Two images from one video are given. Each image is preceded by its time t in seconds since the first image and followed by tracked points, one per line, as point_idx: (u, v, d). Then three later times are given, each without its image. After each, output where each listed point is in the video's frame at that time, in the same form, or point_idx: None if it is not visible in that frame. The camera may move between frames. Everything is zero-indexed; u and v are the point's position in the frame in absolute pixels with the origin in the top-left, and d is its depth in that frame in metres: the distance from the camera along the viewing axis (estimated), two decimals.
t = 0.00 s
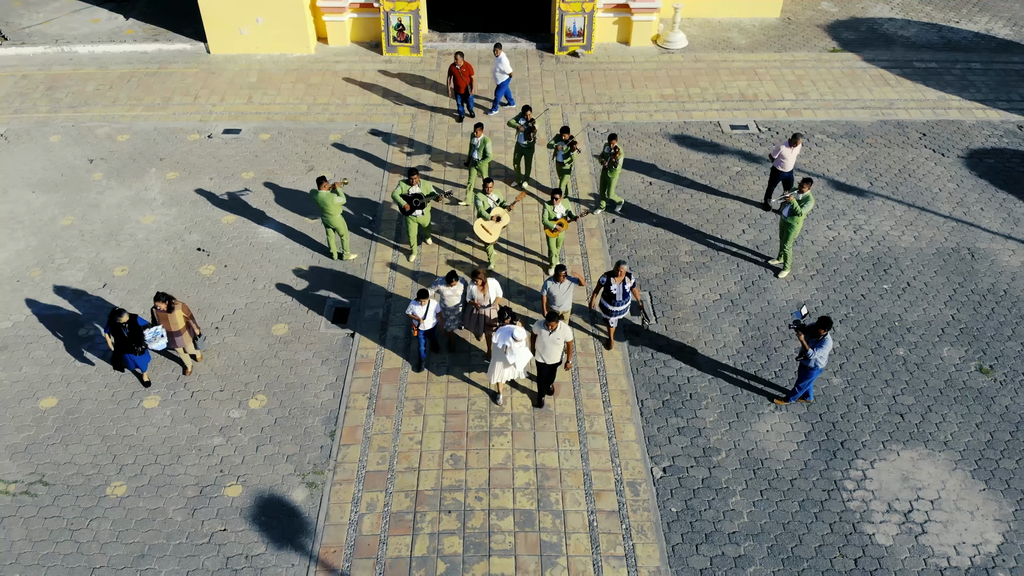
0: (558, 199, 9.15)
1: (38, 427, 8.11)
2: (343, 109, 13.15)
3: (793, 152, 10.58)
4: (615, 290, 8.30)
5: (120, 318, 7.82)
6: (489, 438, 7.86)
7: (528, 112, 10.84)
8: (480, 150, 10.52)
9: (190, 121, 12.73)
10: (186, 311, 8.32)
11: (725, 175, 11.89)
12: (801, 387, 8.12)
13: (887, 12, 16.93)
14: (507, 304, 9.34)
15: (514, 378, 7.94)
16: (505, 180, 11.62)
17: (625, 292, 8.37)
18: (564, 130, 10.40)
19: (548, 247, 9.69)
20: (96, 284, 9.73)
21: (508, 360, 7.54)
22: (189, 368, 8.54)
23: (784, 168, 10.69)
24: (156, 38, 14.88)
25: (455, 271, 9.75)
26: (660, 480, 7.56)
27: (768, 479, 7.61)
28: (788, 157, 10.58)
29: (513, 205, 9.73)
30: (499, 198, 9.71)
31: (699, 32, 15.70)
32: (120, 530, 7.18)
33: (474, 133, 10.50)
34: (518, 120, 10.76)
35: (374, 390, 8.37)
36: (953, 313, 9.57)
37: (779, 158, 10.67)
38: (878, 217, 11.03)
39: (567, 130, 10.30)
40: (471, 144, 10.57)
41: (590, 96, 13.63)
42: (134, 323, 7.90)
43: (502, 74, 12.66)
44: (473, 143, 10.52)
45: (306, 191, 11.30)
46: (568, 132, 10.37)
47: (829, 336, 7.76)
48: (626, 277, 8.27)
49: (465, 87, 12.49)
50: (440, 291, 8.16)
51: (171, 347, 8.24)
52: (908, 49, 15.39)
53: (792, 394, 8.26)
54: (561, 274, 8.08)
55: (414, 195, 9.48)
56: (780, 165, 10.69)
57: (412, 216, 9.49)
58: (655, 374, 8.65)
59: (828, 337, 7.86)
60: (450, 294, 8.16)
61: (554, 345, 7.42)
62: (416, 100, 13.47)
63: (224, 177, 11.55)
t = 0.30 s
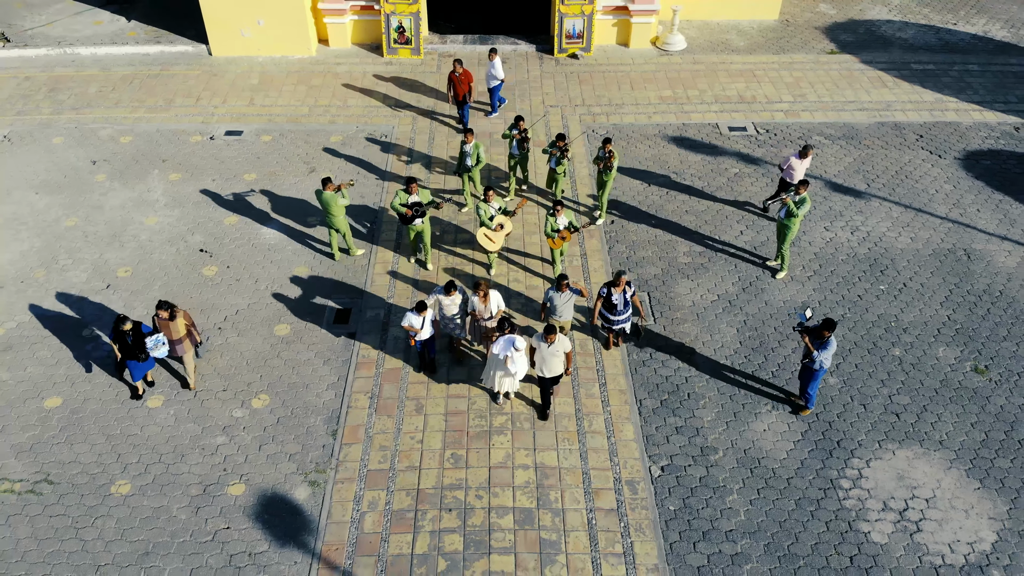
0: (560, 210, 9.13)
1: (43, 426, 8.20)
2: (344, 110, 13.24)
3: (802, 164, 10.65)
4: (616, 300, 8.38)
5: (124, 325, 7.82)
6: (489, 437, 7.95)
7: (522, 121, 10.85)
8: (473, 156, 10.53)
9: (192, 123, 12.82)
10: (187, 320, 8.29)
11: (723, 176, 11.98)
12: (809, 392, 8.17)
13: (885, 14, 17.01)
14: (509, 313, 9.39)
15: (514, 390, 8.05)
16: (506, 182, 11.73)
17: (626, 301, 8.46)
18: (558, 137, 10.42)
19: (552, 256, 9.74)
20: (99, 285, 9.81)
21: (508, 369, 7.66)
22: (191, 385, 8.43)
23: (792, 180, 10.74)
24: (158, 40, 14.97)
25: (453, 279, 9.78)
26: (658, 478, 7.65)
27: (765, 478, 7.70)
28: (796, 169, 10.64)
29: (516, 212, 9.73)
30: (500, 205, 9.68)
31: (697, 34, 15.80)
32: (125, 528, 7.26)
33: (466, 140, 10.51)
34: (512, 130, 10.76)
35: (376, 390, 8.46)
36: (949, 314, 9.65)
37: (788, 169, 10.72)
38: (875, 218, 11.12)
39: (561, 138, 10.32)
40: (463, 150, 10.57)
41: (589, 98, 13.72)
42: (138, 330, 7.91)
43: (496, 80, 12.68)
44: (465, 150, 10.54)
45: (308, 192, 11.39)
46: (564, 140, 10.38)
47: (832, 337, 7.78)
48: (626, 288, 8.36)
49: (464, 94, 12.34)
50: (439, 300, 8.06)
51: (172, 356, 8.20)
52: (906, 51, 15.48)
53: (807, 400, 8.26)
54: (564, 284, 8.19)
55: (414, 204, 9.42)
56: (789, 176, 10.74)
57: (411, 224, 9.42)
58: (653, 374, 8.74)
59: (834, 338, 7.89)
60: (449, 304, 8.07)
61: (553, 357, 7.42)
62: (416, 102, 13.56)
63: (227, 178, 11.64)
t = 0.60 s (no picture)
0: (563, 219, 9.05)
1: (49, 425, 8.30)
2: (345, 112, 13.34)
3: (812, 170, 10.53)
4: (621, 313, 8.27)
5: (125, 334, 7.84)
6: (490, 436, 8.05)
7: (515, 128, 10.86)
8: (467, 162, 10.57)
9: (195, 124, 12.92)
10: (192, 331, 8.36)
11: (722, 177, 12.08)
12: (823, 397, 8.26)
13: (883, 16, 17.12)
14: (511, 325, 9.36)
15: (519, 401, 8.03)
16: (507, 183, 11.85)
17: (631, 314, 8.34)
18: (551, 143, 10.52)
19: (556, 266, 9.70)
20: (104, 285, 9.92)
21: (513, 380, 7.67)
22: (191, 394, 8.43)
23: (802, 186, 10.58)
24: (161, 42, 15.07)
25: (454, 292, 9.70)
26: (657, 476, 7.75)
27: (763, 476, 7.80)
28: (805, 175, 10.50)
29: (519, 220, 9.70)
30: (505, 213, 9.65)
31: (696, 36, 15.90)
32: (131, 526, 7.36)
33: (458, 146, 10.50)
34: (505, 136, 10.74)
35: (378, 389, 8.56)
36: (945, 314, 9.75)
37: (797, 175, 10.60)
38: (872, 219, 11.22)
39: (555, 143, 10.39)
40: (456, 155, 10.58)
41: (589, 100, 13.82)
42: (140, 340, 7.97)
43: (490, 84, 12.86)
44: (459, 156, 10.53)
45: (310, 194, 11.49)
46: (556, 146, 10.48)
47: (837, 341, 7.90)
48: (630, 300, 8.26)
49: (464, 101, 12.42)
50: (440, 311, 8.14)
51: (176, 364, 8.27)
52: (904, 53, 15.58)
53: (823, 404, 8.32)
54: (561, 295, 8.23)
55: (419, 216, 9.42)
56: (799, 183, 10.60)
57: (415, 235, 9.41)
58: (652, 373, 8.84)
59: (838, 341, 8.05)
60: (450, 317, 8.13)
61: (554, 367, 7.57)
62: (417, 103, 13.66)
63: (230, 180, 11.74)
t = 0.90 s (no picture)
0: (570, 228, 9.10)
1: (54, 421, 8.39)
2: (347, 112, 13.43)
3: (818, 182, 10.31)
4: (626, 319, 8.32)
5: (125, 340, 7.88)
6: (491, 433, 8.14)
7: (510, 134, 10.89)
8: (459, 169, 10.60)
9: (197, 124, 13.01)
10: (193, 337, 8.38)
11: (720, 177, 12.17)
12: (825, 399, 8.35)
13: (881, 16, 17.21)
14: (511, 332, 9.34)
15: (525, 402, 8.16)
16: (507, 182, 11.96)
17: (636, 321, 8.39)
18: (542, 147, 10.61)
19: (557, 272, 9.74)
20: (108, 284, 10.01)
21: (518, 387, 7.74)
22: (195, 391, 8.53)
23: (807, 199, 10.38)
24: (163, 43, 15.16)
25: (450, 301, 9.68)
26: (655, 472, 7.84)
27: (760, 471, 7.89)
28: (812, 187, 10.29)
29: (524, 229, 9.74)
30: (511, 222, 9.75)
31: (695, 37, 15.99)
32: (135, 520, 7.45)
33: (454, 153, 10.59)
34: (501, 144, 10.80)
35: (380, 385, 8.67)
36: (941, 312, 9.84)
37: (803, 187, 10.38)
38: (869, 219, 11.31)
39: (546, 147, 10.47)
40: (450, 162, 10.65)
41: (588, 100, 13.91)
42: (139, 347, 7.94)
43: (487, 86, 12.81)
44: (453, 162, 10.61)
45: (312, 193, 11.58)
46: (547, 150, 10.55)
47: (842, 344, 8.00)
48: (634, 307, 8.30)
49: (462, 106, 12.43)
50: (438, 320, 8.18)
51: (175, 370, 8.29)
52: (902, 53, 15.67)
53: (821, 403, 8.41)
54: (559, 300, 8.14)
55: (421, 222, 9.41)
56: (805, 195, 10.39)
57: (416, 241, 9.47)
58: (651, 370, 8.93)
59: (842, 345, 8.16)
60: (449, 324, 8.12)
61: (559, 378, 7.49)
62: (417, 104, 13.75)
63: (232, 179, 11.83)
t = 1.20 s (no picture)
0: (575, 232, 9.07)
1: (58, 415, 8.48)
2: (347, 110, 13.53)
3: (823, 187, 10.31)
4: (626, 326, 8.20)
5: (125, 343, 7.93)
6: (490, 425, 8.24)
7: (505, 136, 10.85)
8: (452, 171, 10.54)
9: (199, 122, 13.10)
10: (194, 339, 8.30)
11: (718, 175, 12.26)
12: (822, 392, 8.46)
13: (879, 15, 17.30)
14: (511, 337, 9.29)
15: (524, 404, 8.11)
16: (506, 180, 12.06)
17: (636, 327, 8.28)
18: (536, 148, 10.53)
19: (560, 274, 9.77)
20: (111, 280, 10.10)
21: (519, 389, 7.72)
22: (188, 405, 8.41)
23: (812, 203, 10.40)
24: (165, 42, 15.26)
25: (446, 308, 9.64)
26: (652, 464, 7.93)
27: (756, 463, 7.98)
28: (817, 191, 10.30)
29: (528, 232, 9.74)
30: (515, 224, 9.69)
31: (694, 35, 16.09)
32: (140, 511, 7.55)
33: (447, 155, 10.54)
34: (496, 146, 10.78)
35: (381, 379, 8.75)
36: (936, 308, 9.94)
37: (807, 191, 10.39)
38: (866, 215, 11.41)
39: (540, 149, 10.40)
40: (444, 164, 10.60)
41: (587, 98, 14.00)
42: (140, 349, 7.97)
43: (483, 85, 12.81)
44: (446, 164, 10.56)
45: (313, 191, 11.68)
46: (540, 151, 10.47)
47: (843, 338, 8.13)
48: (634, 314, 8.17)
49: (457, 108, 12.51)
50: (433, 327, 8.06)
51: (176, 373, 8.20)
52: (899, 52, 15.77)
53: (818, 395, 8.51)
54: (562, 304, 8.21)
55: (417, 228, 9.36)
56: (809, 200, 10.40)
57: (413, 247, 9.41)
58: (648, 365, 9.03)
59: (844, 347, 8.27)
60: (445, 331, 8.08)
61: (561, 382, 7.51)
62: (417, 102, 13.85)
63: (234, 176, 11.93)
